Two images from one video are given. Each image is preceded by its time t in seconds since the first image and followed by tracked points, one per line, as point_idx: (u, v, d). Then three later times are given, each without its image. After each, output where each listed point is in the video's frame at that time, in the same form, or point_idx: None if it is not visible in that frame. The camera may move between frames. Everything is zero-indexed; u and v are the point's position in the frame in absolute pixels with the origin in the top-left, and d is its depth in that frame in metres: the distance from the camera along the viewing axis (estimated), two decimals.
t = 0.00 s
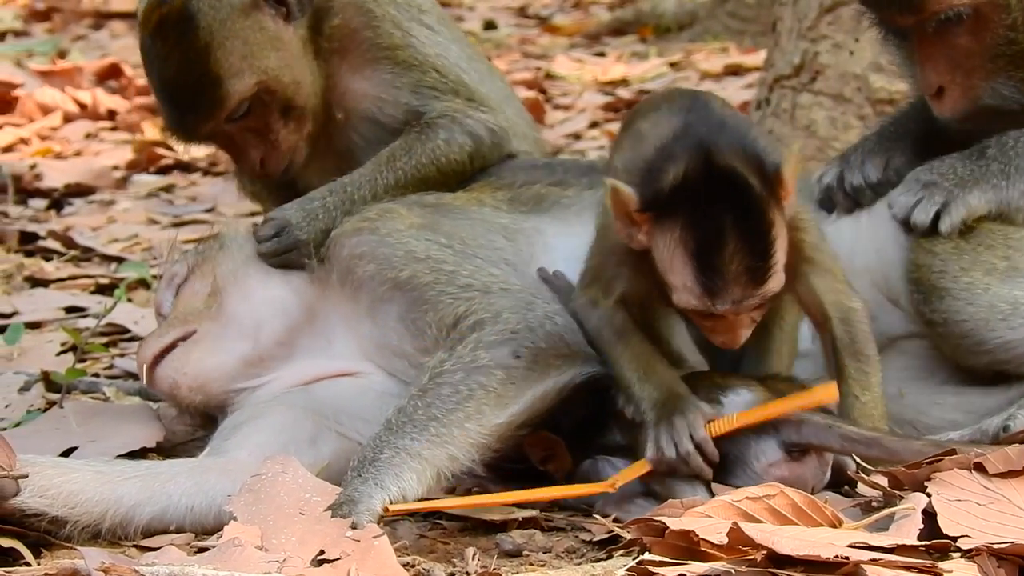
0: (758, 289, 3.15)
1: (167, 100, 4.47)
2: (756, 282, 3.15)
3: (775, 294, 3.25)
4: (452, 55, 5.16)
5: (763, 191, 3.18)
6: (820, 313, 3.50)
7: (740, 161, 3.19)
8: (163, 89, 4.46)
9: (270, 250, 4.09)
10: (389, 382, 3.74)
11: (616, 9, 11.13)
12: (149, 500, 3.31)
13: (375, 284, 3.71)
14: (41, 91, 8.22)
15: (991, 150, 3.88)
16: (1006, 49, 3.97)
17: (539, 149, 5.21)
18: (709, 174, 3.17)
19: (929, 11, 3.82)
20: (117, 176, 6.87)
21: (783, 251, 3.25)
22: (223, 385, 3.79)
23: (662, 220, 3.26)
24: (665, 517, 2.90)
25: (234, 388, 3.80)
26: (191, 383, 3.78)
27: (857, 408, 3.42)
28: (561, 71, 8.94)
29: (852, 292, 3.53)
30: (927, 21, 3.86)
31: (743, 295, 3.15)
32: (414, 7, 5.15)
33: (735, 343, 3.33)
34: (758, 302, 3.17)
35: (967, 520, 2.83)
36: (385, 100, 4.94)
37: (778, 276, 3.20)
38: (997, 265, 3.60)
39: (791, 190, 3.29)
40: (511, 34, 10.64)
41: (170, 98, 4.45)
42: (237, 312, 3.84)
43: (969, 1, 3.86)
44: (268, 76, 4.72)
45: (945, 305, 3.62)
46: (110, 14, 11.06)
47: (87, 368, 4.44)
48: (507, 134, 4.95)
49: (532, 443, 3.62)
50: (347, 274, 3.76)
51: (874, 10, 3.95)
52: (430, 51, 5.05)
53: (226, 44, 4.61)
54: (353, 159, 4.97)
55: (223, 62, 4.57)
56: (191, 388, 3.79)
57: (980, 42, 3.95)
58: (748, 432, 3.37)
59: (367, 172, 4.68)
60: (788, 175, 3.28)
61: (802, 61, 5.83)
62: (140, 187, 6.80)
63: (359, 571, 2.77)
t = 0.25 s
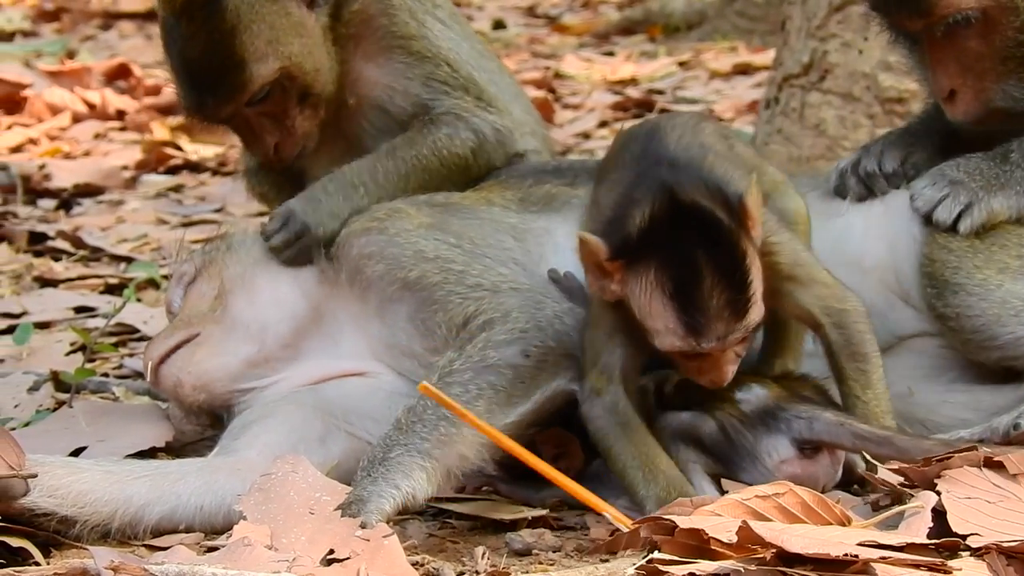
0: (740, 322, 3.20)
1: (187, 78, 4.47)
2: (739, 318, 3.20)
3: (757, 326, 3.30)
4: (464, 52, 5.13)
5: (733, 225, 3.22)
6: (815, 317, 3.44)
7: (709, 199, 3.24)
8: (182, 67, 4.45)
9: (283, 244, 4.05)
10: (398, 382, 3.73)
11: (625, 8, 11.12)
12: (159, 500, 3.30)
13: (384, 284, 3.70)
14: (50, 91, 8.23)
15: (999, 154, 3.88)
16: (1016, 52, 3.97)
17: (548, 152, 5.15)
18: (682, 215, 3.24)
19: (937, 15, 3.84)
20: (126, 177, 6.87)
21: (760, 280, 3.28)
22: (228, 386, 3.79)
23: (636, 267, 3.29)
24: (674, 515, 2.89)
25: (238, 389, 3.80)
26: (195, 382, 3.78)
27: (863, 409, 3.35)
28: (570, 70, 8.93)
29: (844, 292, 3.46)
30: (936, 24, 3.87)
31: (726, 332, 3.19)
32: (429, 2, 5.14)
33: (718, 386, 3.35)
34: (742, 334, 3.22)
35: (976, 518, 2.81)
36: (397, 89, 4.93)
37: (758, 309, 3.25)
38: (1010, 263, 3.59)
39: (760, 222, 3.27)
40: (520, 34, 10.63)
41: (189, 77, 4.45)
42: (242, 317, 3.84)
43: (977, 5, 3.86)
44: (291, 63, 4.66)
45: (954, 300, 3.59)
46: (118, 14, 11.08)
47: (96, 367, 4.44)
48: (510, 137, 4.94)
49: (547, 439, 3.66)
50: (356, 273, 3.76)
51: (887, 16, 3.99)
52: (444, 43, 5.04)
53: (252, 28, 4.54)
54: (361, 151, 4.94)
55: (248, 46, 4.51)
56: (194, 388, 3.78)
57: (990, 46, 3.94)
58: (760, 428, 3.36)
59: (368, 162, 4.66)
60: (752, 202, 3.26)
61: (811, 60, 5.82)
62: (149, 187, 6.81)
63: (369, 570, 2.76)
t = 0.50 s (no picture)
0: (736, 308, 3.15)
1: (201, 40, 4.52)
2: (733, 304, 3.14)
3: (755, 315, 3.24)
4: (475, 44, 5.10)
5: (730, 209, 3.19)
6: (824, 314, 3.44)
7: (707, 183, 3.22)
8: (198, 31, 4.51)
9: (289, 262, 4.09)
10: (406, 381, 3.73)
11: (634, 8, 11.13)
12: (167, 499, 3.30)
13: (392, 283, 3.69)
14: (58, 91, 8.24)
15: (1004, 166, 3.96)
16: (1018, 55, 4.05)
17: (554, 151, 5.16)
18: (675, 195, 3.20)
19: (937, 20, 3.94)
20: (134, 176, 6.88)
21: (760, 269, 3.24)
22: (235, 386, 3.79)
23: (633, 250, 3.27)
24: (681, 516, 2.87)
25: (246, 389, 3.79)
26: (202, 382, 3.77)
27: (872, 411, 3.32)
28: (578, 70, 8.93)
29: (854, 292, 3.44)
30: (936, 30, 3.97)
31: (719, 316, 3.13)
32: None
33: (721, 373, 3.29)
34: (738, 322, 3.16)
35: (985, 518, 2.80)
36: (406, 70, 4.91)
37: (755, 296, 3.21)
38: (1015, 271, 3.60)
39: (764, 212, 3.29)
40: (528, 34, 10.64)
41: (203, 40, 4.50)
42: (251, 318, 3.83)
43: (977, 8, 3.96)
44: (306, 35, 4.66)
45: (959, 310, 3.59)
46: (127, 13, 11.10)
47: (105, 367, 4.44)
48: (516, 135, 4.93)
49: (558, 437, 3.64)
50: (363, 273, 3.75)
51: (888, 22, 4.09)
52: (455, 30, 5.03)
53: None
54: (372, 132, 4.98)
55: (264, 14, 4.54)
56: (202, 388, 3.78)
57: (993, 50, 4.04)
58: (767, 429, 3.35)
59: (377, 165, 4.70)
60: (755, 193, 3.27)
61: (819, 59, 5.81)
62: (157, 187, 6.81)
63: (377, 570, 2.76)
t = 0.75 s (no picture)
0: (756, 308, 3.18)
1: (209, 46, 4.43)
2: (753, 304, 3.17)
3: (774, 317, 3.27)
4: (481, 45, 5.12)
5: (756, 208, 3.22)
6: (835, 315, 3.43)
7: (734, 180, 3.24)
8: (207, 41, 4.42)
9: (291, 257, 4.08)
10: (412, 379, 3.72)
11: (640, 6, 11.12)
12: (173, 497, 3.30)
13: (397, 282, 3.69)
14: (64, 88, 8.24)
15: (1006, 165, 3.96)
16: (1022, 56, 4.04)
17: (557, 149, 5.16)
18: (699, 190, 3.22)
19: (938, 21, 3.97)
20: (140, 174, 6.87)
21: (781, 271, 3.27)
22: (240, 384, 3.79)
23: (656, 245, 3.29)
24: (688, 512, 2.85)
25: (251, 388, 3.80)
26: (206, 381, 3.77)
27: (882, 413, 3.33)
28: (585, 68, 8.92)
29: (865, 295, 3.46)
30: (938, 31, 4.01)
31: (739, 316, 3.17)
32: None
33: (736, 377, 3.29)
34: (756, 322, 3.19)
35: (992, 515, 2.80)
36: (410, 72, 4.90)
37: (775, 298, 3.23)
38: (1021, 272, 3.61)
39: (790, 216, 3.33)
40: (535, 32, 10.63)
41: (211, 45, 4.41)
42: (255, 315, 3.83)
43: (979, 10, 3.99)
44: (314, 38, 4.62)
45: (963, 311, 3.58)
46: (133, 11, 11.11)
47: (110, 365, 4.44)
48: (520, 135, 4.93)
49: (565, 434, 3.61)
50: (369, 273, 3.75)
51: (892, 26, 4.12)
52: (458, 32, 5.02)
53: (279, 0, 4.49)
54: (378, 134, 4.97)
55: (274, 19, 4.47)
56: (206, 386, 3.78)
57: (996, 51, 4.04)
58: (774, 430, 3.34)
59: (387, 168, 4.67)
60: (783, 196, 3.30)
61: (824, 58, 5.80)
62: (163, 185, 6.81)
63: (383, 568, 2.76)
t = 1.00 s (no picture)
0: (763, 338, 3.16)
1: (192, 95, 4.54)
2: (761, 333, 3.16)
3: (784, 354, 3.24)
4: (481, 53, 5.11)
5: (772, 248, 3.25)
6: (846, 317, 3.42)
7: (750, 222, 3.29)
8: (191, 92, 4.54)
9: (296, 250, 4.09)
10: (418, 377, 3.72)
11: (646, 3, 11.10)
12: (178, 496, 3.30)
13: (402, 278, 3.68)
14: (70, 86, 8.24)
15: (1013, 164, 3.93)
16: None
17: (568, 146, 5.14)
18: (713, 223, 3.26)
19: (942, 19, 3.95)
20: (146, 171, 6.87)
21: (794, 314, 3.27)
22: (244, 372, 3.80)
23: (666, 274, 3.28)
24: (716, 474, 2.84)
25: (256, 375, 3.81)
26: (210, 367, 3.76)
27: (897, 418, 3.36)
28: (590, 65, 8.91)
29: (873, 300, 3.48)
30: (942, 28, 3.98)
31: (745, 345, 3.15)
32: (439, 5, 5.14)
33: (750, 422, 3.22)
34: (763, 353, 3.17)
35: (998, 510, 2.79)
36: (410, 99, 4.92)
37: (786, 335, 3.23)
38: None
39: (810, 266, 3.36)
40: (541, 29, 10.62)
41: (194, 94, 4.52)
42: (260, 298, 3.83)
43: (981, 7, 3.96)
44: (294, 90, 4.69)
45: (969, 310, 3.58)
46: (138, 7, 11.10)
47: (116, 363, 4.44)
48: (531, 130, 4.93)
49: (573, 431, 3.61)
50: (374, 269, 3.75)
51: (895, 25, 4.10)
52: (456, 48, 5.01)
53: (261, 47, 4.62)
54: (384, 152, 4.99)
55: (253, 64, 4.58)
56: (208, 373, 3.77)
57: (1000, 49, 4.03)
58: (779, 429, 3.36)
59: (395, 166, 4.67)
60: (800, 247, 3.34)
61: (830, 56, 5.79)
62: (169, 182, 6.81)
63: (389, 567, 2.76)
